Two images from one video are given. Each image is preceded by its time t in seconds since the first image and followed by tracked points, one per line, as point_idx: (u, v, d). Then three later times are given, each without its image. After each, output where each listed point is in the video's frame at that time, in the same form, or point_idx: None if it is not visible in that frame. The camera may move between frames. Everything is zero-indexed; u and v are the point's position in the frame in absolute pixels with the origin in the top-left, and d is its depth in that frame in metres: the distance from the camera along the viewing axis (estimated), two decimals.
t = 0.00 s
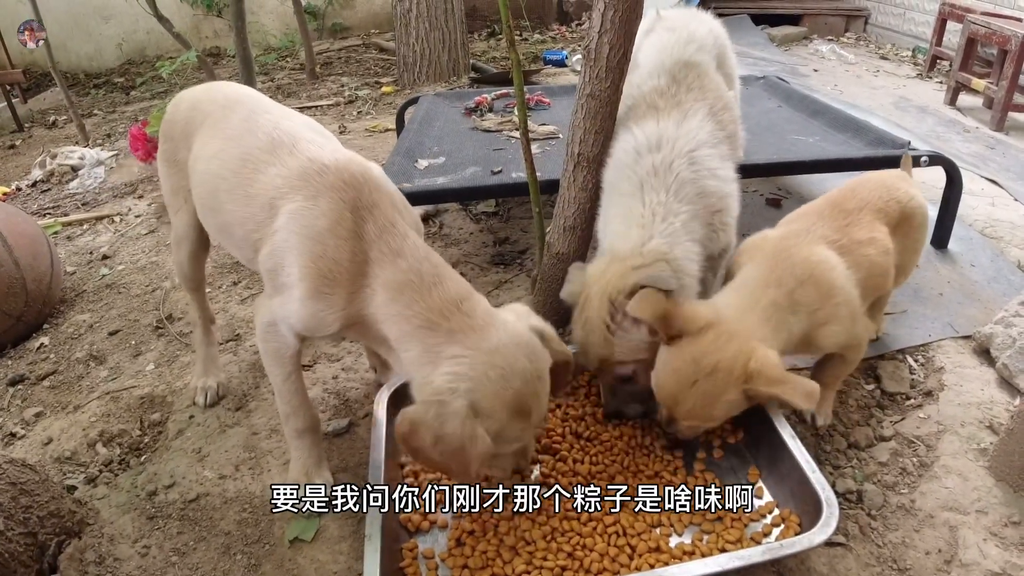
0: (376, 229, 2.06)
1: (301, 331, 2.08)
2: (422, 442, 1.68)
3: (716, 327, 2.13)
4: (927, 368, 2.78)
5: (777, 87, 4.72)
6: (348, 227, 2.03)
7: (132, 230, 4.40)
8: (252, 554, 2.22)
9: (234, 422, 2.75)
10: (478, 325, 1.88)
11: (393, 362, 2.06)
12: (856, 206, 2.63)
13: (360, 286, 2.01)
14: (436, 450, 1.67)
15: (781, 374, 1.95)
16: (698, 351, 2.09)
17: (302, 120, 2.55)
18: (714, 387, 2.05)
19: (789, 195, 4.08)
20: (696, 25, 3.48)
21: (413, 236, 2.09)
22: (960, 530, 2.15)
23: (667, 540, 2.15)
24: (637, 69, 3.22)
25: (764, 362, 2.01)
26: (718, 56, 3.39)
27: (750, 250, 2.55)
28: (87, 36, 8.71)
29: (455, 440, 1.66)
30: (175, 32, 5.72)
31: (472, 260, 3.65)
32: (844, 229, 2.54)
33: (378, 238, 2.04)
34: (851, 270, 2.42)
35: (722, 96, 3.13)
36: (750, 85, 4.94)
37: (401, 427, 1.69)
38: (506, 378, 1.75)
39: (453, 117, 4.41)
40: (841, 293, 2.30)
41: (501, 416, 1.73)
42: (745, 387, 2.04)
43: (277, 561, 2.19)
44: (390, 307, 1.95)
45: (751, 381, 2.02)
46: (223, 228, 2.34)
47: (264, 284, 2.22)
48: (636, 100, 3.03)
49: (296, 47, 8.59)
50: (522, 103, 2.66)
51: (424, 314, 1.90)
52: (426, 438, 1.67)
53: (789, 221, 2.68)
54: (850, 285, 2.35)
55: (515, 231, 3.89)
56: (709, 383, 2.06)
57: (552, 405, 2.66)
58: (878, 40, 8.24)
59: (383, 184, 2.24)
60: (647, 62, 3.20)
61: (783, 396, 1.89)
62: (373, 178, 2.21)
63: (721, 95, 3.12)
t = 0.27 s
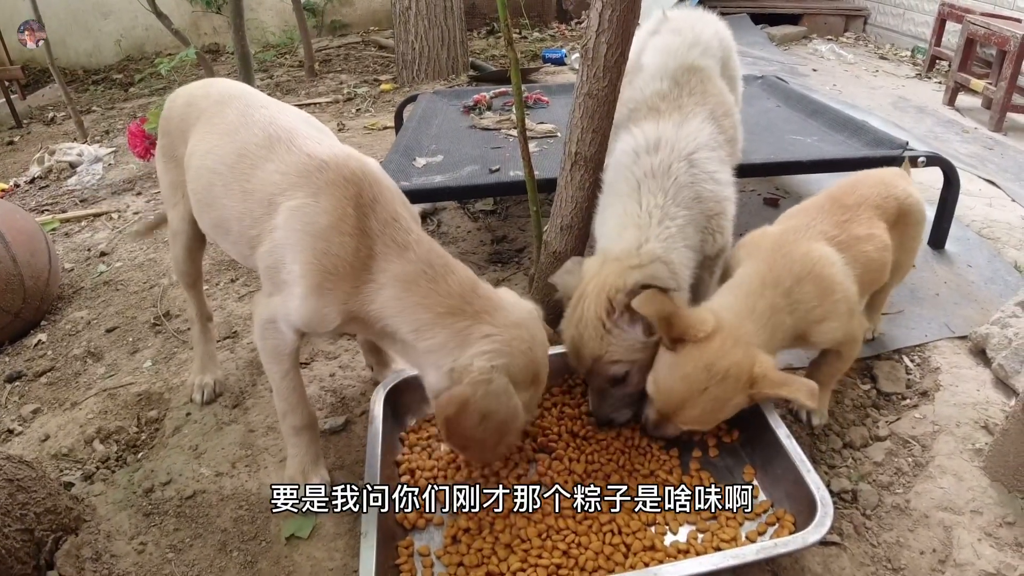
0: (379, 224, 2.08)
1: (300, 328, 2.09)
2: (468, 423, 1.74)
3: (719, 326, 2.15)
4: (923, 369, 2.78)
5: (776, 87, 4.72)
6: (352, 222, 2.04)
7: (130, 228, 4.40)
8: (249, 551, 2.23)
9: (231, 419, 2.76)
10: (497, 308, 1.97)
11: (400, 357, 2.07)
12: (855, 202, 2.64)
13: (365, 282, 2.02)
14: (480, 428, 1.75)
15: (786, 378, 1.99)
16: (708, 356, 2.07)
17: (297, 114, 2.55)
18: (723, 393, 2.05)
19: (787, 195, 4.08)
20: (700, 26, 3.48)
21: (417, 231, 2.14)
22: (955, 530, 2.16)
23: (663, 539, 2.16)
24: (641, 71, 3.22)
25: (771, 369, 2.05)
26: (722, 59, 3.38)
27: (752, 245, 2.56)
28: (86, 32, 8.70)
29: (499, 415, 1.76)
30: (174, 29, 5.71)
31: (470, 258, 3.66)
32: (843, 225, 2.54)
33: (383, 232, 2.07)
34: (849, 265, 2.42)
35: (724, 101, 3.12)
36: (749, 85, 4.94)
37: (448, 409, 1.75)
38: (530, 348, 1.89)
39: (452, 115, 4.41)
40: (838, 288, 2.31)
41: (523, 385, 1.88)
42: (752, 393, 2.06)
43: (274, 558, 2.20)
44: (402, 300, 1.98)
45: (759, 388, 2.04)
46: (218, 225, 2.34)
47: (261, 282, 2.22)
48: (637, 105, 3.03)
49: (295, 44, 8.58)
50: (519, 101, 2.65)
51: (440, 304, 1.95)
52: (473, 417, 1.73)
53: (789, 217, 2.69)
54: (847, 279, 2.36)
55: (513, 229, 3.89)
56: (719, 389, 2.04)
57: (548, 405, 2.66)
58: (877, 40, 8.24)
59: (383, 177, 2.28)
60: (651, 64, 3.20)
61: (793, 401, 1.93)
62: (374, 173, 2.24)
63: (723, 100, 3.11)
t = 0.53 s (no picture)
0: (385, 216, 2.09)
1: (305, 322, 2.08)
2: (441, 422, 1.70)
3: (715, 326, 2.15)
4: (924, 366, 2.78)
5: (776, 84, 4.71)
6: (357, 214, 2.05)
7: (131, 225, 4.40)
8: (250, 548, 2.23)
9: (232, 416, 2.76)
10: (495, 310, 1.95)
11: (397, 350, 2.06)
12: (850, 199, 2.64)
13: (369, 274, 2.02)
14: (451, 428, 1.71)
15: (779, 377, 1.98)
16: (703, 354, 2.07)
17: (298, 106, 2.55)
18: (716, 391, 2.05)
19: (788, 192, 4.08)
20: (702, 26, 3.46)
21: (421, 225, 2.15)
22: (955, 528, 2.16)
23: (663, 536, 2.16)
24: (643, 74, 3.21)
25: (765, 367, 2.06)
26: (725, 60, 3.36)
27: (748, 246, 2.55)
28: (87, 29, 8.69)
29: (473, 420, 1.73)
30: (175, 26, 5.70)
31: (471, 255, 3.66)
32: (839, 223, 2.54)
33: (388, 226, 2.08)
34: (846, 264, 2.41)
35: (726, 101, 3.10)
36: (750, 82, 4.94)
37: (423, 400, 1.71)
38: (512, 361, 1.87)
39: (453, 112, 4.41)
40: (834, 287, 2.32)
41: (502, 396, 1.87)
42: (745, 391, 2.07)
43: (275, 555, 2.21)
44: (402, 293, 1.97)
45: (751, 385, 2.05)
46: (218, 219, 2.34)
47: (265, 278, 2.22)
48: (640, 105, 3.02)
49: (296, 40, 8.56)
50: (520, 98, 2.65)
51: (439, 298, 1.93)
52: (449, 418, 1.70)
53: (785, 215, 2.68)
54: (843, 277, 2.37)
55: (514, 226, 3.89)
56: (714, 386, 2.05)
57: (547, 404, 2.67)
58: (878, 37, 8.22)
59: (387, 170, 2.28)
60: (653, 65, 3.19)
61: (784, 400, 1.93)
62: (379, 166, 2.25)
63: (724, 100, 3.08)
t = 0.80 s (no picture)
0: (379, 211, 2.07)
1: (304, 314, 2.08)
2: (370, 419, 1.69)
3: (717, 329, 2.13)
4: (927, 362, 2.78)
5: (779, 79, 4.70)
6: (352, 208, 2.05)
7: (133, 221, 4.41)
8: (253, 543, 2.24)
9: (235, 412, 2.77)
10: (464, 323, 1.90)
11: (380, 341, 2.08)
12: (848, 199, 2.64)
13: (358, 269, 2.01)
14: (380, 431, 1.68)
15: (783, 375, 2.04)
16: (710, 360, 2.05)
17: (304, 95, 2.55)
18: (725, 396, 2.05)
19: (791, 188, 4.07)
20: (705, 23, 3.43)
21: (415, 224, 2.12)
22: (957, 524, 2.16)
23: (665, 531, 2.17)
24: (645, 71, 3.21)
25: (767, 368, 2.10)
26: (728, 58, 3.34)
27: (746, 244, 2.54)
28: (89, 26, 8.70)
29: (403, 426, 1.68)
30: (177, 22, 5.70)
31: (473, 251, 3.66)
32: (838, 222, 2.53)
33: (382, 220, 2.06)
34: (845, 263, 2.41)
35: (728, 97, 3.06)
36: (753, 78, 4.92)
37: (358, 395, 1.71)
38: (468, 378, 1.76)
39: (455, 108, 4.40)
40: (833, 286, 2.31)
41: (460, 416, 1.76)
42: (750, 393, 2.09)
43: (278, 550, 2.21)
44: (382, 290, 1.96)
45: (757, 387, 2.07)
46: (221, 205, 2.34)
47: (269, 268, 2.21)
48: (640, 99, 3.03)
49: (298, 37, 8.56)
50: (523, 93, 2.65)
51: (415, 302, 1.91)
52: (377, 417, 1.68)
53: (783, 215, 2.68)
54: (842, 276, 2.36)
55: (516, 223, 3.89)
56: (724, 393, 2.05)
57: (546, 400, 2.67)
58: (881, 32, 8.19)
59: (387, 164, 2.26)
60: (655, 62, 3.19)
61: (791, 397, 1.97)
62: (379, 160, 2.23)
63: (727, 96, 3.04)
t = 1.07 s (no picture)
0: (382, 213, 2.06)
1: (308, 311, 2.09)
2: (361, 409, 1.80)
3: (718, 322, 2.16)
4: (929, 359, 2.78)
5: (782, 75, 4.69)
6: (354, 208, 2.04)
7: (136, 219, 4.41)
8: (257, 540, 2.25)
9: (238, 409, 2.78)
10: (456, 326, 1.84)
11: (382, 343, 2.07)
12: (852, 192, 2.63)
13: (358, 269, 2.00)
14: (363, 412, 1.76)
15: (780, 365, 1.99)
16: (704, 342, 2.09)
17: (311, 99, 2.55)
18: (715, 377, 2.06)
19: (794, 184, 4.06)
20: (709, 20, 3.42)
21: (418, 225, 2.09)
22: (960, 520, 2.16)
23: (668, 528, 2.17)
24: (648, 66, 3.21)
25: (765, 357, 2.06)
26: (731, 53, 3.32)
27: (748, 241, 2.53)
28: (91, 24, 8.70)
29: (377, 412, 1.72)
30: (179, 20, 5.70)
31: (475, 248, 3.66)
32: (842, 217, 2.52)
33: (384, 221, 2.04)
34: (848, 259, 2.40)
35: (729, 93, 3.03)
36: (756, 74, 4.91)
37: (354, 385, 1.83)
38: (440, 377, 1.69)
39: (457, 105, 4.40)
40: (835, 282, 2.30)
41: (434, 424, 1.67)
42: (745, 381, 2.07)
43: (282, 547, 2.22)
44: (381, 291, 1.94)
45: (752, 374, 2.05)
46: (234, 209, 2.34)
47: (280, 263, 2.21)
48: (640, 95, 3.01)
49: (299, 34, 8.55)
50: (525, 90, 2.64)
51: (411, 303, 1.88)
52: (361, 404, 1.78)
53: (787, 210, 2.67)
54: (845, 273, 2.35)
55: (518, 219, 3.89)
56: (712, 371, 2.05)
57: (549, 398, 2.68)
58: (884, 28, 8.16)
59: (392, 165, 2.24)
60: (658, 58, 3.18)
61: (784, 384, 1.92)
62: (383, 161, 2.21)
63: (727, 92, 3.02)
